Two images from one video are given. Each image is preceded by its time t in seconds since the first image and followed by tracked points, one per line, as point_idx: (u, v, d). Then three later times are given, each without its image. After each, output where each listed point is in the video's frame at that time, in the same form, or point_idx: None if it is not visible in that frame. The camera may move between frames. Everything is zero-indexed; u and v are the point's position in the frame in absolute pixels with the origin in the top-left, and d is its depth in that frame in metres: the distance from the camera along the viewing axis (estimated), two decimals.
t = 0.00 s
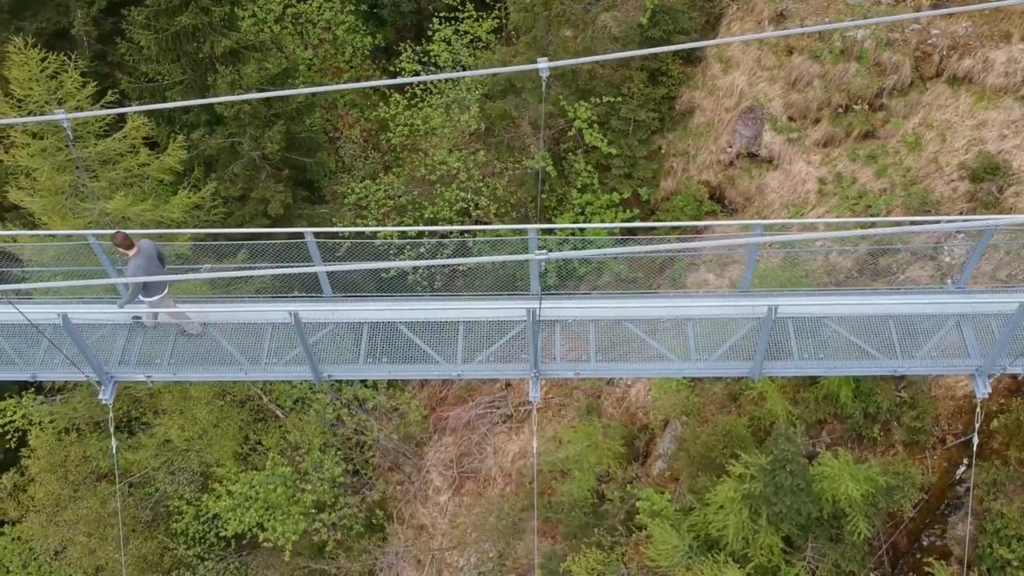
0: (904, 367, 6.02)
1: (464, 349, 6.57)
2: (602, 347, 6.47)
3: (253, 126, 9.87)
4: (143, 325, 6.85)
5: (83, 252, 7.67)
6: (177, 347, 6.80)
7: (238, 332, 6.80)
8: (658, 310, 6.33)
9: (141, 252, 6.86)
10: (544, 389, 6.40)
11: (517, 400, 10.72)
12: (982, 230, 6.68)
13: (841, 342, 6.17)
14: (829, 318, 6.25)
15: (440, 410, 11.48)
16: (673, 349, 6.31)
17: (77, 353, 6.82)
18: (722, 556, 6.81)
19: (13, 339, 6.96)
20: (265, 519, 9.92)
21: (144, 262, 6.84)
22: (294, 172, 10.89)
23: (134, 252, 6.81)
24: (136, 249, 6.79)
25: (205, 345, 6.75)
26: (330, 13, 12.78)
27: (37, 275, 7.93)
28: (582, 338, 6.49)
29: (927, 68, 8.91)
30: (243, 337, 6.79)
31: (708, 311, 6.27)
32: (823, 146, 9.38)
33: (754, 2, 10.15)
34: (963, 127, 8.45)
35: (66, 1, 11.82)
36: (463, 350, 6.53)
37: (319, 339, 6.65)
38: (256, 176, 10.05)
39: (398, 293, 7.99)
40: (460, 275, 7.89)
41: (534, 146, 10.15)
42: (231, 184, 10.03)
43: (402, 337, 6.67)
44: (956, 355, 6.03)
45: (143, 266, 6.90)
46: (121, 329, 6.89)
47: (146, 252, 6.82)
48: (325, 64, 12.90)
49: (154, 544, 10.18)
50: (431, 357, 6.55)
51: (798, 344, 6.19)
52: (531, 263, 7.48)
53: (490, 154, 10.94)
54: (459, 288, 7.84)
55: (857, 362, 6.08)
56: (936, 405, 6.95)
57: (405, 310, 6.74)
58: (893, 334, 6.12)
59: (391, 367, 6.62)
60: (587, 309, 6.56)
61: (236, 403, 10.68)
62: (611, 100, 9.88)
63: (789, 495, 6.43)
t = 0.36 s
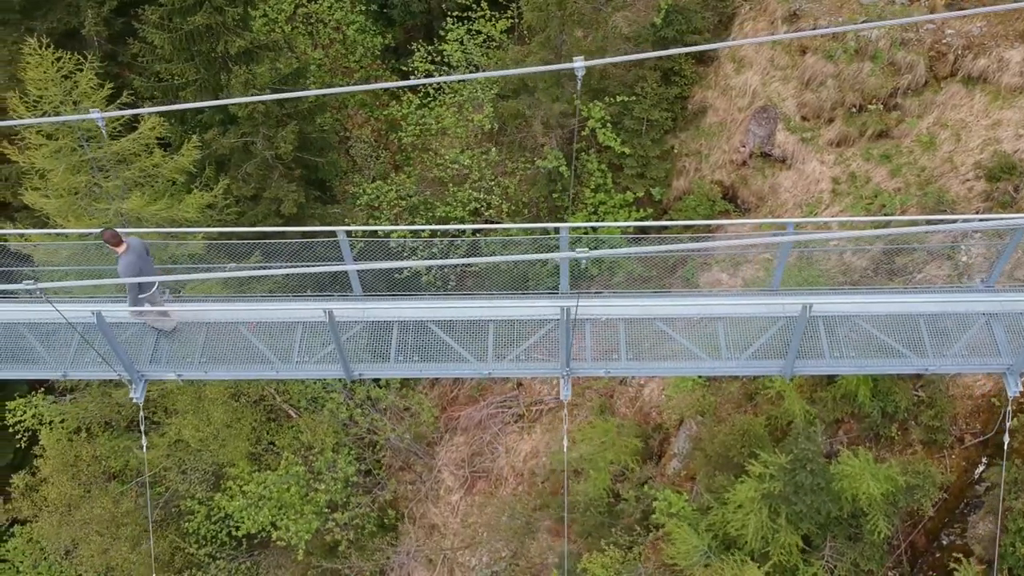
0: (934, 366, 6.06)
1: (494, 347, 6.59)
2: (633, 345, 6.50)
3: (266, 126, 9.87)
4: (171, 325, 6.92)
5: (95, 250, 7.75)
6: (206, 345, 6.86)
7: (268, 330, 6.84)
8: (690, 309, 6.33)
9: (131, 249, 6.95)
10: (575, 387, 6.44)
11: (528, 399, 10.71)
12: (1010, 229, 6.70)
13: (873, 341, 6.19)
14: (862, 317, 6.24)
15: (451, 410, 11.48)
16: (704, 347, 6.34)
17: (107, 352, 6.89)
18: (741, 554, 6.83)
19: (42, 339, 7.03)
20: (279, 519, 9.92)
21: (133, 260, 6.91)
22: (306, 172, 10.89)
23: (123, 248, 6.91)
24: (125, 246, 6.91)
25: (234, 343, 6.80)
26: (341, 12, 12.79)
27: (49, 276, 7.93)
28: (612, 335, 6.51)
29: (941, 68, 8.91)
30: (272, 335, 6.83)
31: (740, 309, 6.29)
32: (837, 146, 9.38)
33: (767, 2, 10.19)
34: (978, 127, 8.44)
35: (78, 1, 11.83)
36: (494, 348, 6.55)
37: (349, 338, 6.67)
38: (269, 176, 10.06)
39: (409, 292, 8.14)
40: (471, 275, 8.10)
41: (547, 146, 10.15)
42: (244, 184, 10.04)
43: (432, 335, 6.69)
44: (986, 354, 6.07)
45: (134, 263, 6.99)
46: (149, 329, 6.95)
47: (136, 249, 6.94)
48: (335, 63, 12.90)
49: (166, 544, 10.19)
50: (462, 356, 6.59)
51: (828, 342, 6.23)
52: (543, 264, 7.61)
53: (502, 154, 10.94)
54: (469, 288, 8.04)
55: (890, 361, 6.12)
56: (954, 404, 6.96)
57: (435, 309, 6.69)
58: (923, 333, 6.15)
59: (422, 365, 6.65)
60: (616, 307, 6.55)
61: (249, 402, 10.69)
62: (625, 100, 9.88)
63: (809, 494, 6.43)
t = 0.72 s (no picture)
0: (963, 364, 6.08)
1: (523, 345, 6.61)
2: (662, 343, 6.52)
3: (278, 125, 9.87)
4: (198, 322, 6.97)
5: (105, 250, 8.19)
6: (235, 343, 6.93)
7: (297, 328, 6.93)
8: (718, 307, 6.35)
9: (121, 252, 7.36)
10: (604, 384, 6.47)
11: (539, 398, 10.69)
12: None
13: (901, 339, 6.23)
14: (890, 314, 6.30)
15: (461, 408, 11.46)
16: (734, 345, 6.37)
17: (137, 349, 6.99)
18: (759, 553, 6.82)
19: (72, 337, 7.14)
20: (291, 518, 9.91)
21: (125, 261, 7.28)
22: (317, 171, 10.89)
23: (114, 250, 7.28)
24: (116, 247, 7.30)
25: (261, 339, 6.87)
26: (351, 11, 12.81)
27: (63, 272, 8.29)
28: (642, 334, 6.52)
29: (955, 67, 8.91)
30: (301, 332, 6.91)
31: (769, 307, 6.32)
32: (849, 145, 9.39)
33: (779, 1, 10.22)
34: (991, 126, 8.45)
35: None
36: (522, 346, 6.59)
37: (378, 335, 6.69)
38: (280, 174, 10.07)
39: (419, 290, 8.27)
40: (482, 274, 8.25)
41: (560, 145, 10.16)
42: (256, 183, 10.04)
43: (460, 332, 6.72)
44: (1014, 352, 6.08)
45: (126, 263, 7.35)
46: (176, 326, 6.99)
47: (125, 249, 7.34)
48: (346, 62, 12.95)
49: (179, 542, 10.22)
50: (491, 353, 6.65)
51: (857, 340, 6.26)
52: (553, 265, 7.71)
53: (514, 153, 10.96)
54: (479, 286, 8.21)
55: (919, 358, 6.15)
56: (970, 403, 6.97)
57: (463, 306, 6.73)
58: (951, 331, 6.17)
59: (450, 363, 6.69)
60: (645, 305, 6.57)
61: (261, 401, 10.71)
62: (637, 99, 9.90)
63: (827, 493, 6.45)
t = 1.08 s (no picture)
0: (991, 361, 6.11)
1: (551, 343, 6.71)
2: (691, 341, 6.58)
3: (290, 125, 9.88)
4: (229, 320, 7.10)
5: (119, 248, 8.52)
6: (265, 341, 7.06)
7: (326, 326, 7.03)
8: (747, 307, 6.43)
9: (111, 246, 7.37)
10: (632, 382, 6.54)
11: (549, 398, 10.69)
12: None
13: (929, 336, 6.27)
14: (917, 313, 6.34)
15: (471, 408, 11.45)
16: (763, 344, 6.46)
17: (167, 346, 7.16)
18: (776, 551, 6.84)
19: (102, 334, 7.32)
20: (303, 517, 9.92)
21: (113, 259, 7.32)
22: (327, 171, 10.91)
23: (104, 246, 7.29)
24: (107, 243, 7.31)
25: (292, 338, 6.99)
26: (361, 11, 12.83)
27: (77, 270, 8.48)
28: (670, 332, 6.58)
29: (967, 67, 8.93)
30: (330, 331, 7.02)
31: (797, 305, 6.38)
32: (861, 145, 9.41)
33: (791, 1, 10.25)
34: (1005, 125, 8.45)
35: None
36: (550, 344, 6.69)
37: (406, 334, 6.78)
38: (292, 174, 10.08)
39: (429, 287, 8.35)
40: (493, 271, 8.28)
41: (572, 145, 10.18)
42: (268, 182, 10.06)
43: (488, 331, 6.81)
44: None
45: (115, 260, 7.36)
46: (206, 325, 7.12)
47: (116, 247, 7.36)
48: (356, 62, 12.97)
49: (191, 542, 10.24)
50: (519, 351, 6.74)
51: (885, 338, 6.31)
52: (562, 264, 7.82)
53: (525, 153, 10.97)
54: (489, 283, 8.26)
55: (946, 357, 6.17)
56: (986, 401, 6.98)
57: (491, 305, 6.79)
58: (979, 329, 6.21)
59: (479, 360, 6.80)
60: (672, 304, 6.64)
61: (273, 400, 10.75)
62: (649, 98, 9.93)
63: (845, 491, 6.48)
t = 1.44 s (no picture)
0: (1019, 358, 6.12)
1: (581, 340, 6.75)
2: (721, 339, 6.62)
3: (303, 125, 9.89)
4: (260, 317, 7.17)
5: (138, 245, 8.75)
6: (296, 338, 7.08)
7: (356, 323, 7.05)
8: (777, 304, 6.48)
9: (107, 240, 7.42)
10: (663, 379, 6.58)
11: (561, 396, 10.69)
12: None
13: (957, 333, 6.28)
14: (946, 311, 6.36)
15: (483, 407, 11.46)
16: (793, 341, 6.50)
17: (202, 342, 7.15)
18: (794, 549, 6.88)
19: (134, 333, 7.32)
20: (318, 515, 9.94)
21: (111, 253, 7.40)
22: (339, 171, 10.92)
23: (99, 242, 7.38)
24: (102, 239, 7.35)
25: (323, 335, 7.03)
26: (371, 11, 12.87)
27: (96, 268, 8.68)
28: (700, 330, 6.63)
29: (981, 66, 8.94)
30: (361, 328, 7.04)
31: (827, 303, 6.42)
32: (873, 144, 9.43)
33: (803, 1, 10.27)
34: (1019, 124, 8.45)
35: None
36: (581, 342, 6.71)
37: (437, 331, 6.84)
38: (305, 173, 10.10)
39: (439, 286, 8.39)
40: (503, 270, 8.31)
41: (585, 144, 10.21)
42: (281, 181, 10.09)
43: (519, 328, 6.86)
44: None
45: (112, 255, 7.45)
46: (238, 323, 7.20)
47: (112, 242, 7.41)
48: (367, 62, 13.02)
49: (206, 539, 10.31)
50: (550, 349, 6.75)
51: (914, 335, 6.33)
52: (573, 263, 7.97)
53: (537, 153, 10.99)
54: (498, 281, 8.29)
55: (975, 354, 6.19)
56: (1003, 399, 7.00)
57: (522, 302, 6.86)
58: (1007, 326, 6.23)
59: (509, 358, 6.81)
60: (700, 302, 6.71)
61: (286, 398, 10.81)
62: (662, 97, 9.98)
63: (865, 488, 6.52)
